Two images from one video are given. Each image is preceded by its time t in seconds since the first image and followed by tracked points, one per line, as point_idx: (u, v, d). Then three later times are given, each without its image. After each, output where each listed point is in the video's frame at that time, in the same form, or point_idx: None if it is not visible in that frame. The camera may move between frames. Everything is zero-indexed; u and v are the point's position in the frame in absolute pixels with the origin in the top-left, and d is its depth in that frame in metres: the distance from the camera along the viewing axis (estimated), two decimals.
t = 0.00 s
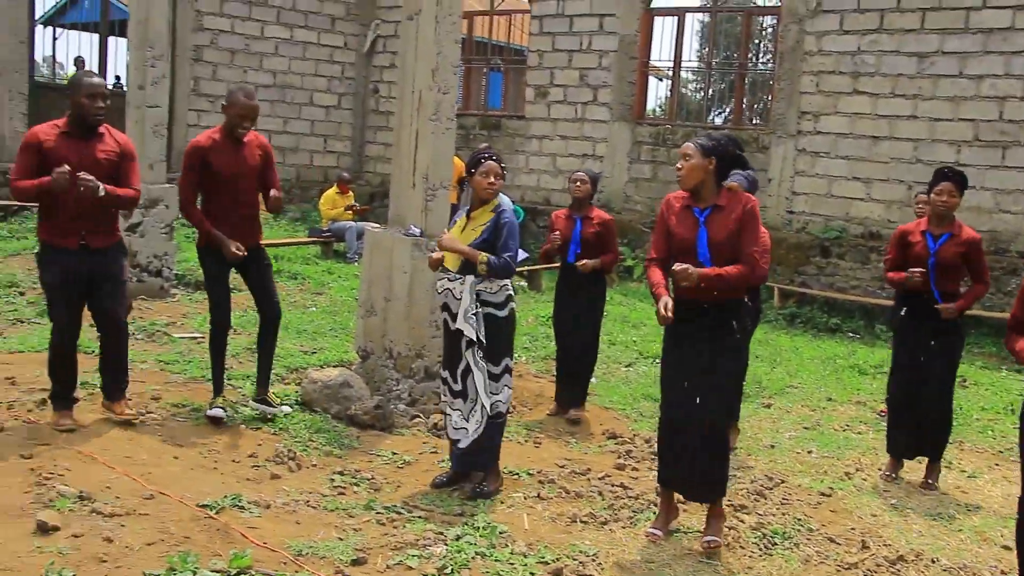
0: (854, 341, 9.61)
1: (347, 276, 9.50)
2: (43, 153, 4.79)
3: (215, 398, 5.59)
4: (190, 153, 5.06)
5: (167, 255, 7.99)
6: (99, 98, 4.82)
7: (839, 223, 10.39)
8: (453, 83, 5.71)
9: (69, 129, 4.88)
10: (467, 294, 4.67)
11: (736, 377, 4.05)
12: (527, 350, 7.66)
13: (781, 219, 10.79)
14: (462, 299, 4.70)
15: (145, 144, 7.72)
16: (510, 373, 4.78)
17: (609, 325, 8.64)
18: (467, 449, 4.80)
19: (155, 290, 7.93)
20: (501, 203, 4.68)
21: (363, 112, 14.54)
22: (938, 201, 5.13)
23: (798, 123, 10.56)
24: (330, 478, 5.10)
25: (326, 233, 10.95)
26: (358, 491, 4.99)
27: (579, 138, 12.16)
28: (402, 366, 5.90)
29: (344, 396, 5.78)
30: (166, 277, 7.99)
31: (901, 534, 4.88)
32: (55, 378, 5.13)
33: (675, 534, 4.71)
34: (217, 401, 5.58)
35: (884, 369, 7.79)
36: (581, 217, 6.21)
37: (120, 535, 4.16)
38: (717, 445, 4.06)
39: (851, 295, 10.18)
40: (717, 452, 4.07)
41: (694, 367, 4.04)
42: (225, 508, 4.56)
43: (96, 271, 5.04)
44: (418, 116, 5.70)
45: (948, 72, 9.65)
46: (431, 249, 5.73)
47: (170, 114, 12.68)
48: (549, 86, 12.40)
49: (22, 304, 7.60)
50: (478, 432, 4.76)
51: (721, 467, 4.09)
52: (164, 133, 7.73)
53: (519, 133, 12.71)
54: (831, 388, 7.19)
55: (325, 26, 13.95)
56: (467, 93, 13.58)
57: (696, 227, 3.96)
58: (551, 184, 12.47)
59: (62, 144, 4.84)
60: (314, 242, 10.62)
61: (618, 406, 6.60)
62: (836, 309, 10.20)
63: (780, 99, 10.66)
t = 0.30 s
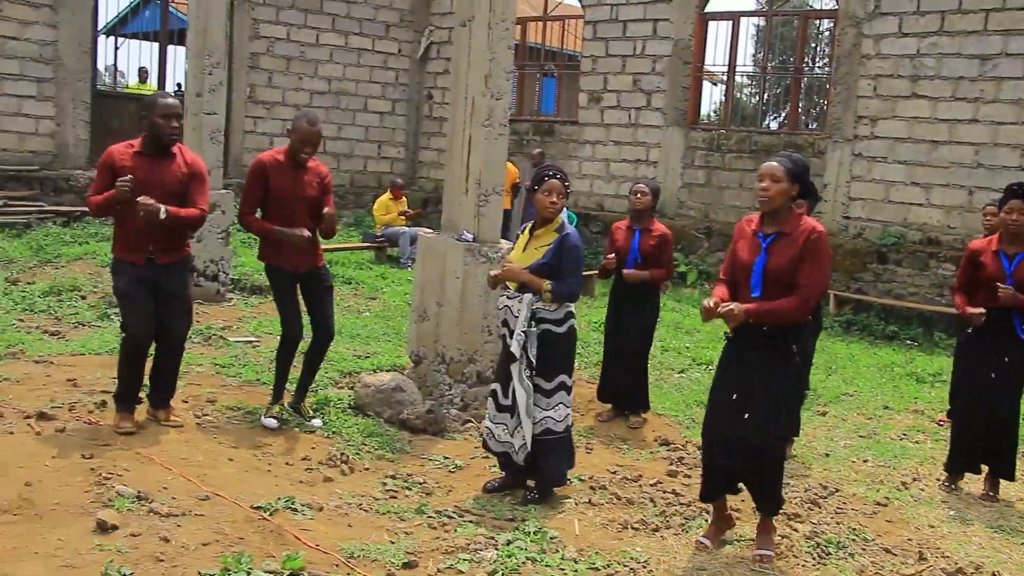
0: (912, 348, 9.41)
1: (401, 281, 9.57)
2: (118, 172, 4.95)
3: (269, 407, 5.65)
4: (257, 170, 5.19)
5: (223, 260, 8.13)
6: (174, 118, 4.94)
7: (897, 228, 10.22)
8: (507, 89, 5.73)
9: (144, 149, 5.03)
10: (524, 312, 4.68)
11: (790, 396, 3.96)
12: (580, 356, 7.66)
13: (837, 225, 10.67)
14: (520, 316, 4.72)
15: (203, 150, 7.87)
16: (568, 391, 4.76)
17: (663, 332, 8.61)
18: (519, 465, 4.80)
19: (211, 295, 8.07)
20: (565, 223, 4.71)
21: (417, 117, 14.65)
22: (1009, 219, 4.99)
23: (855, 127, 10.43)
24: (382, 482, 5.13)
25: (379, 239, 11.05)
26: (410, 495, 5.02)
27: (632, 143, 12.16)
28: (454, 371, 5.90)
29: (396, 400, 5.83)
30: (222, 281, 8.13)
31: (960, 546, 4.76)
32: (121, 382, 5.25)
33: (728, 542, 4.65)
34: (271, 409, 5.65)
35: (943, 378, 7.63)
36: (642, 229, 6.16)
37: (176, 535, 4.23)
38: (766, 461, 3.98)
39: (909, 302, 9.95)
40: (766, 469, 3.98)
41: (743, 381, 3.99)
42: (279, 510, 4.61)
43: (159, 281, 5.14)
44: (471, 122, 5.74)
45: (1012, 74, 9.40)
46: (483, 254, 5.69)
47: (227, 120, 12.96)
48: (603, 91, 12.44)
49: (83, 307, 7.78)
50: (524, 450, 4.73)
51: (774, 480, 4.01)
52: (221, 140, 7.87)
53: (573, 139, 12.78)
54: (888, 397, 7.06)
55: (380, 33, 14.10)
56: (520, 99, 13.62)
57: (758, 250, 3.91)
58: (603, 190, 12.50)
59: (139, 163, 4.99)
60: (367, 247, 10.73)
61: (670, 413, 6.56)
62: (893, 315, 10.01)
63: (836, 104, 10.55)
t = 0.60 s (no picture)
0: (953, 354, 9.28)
1: (438, 280, 9.62)
2: (173, 162, 5.02)
3: (306, 402, 5.70)
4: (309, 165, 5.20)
5: (263, 258, 8.22)
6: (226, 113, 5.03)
7: (939, 232, 10.08)
8: (547, 90, 5.74)
9: (199, 141, 5.11)
10: (568, 306, 4.62)
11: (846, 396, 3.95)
12: (617, 356, 7.64)
13: (879, 228, 10.56)
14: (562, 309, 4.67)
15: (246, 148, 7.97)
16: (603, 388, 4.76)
17: (701, 333, 8.56)
18: (566, 459, 4.74)
19: (251, 292, 8.17)
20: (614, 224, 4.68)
21: (456, 118, 14.70)
22: None
23: (899, 129, 10.31)
24: (417, 480, 5.15)
25: (418, 238, 11.11)
26: (445, 493, 5.04)
27: (672, 144, 12.13)
28: (491, 370, 5.90)
29: (433, 399, 5.85)
30: (261, 279, 8.22)
31: (1002, 554, 4.68)
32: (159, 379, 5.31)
33: (764, 545, 4.61)
34: (308, 405, 5.69)
35: (986, 384, 7.51)
36: (687, 227, 6.13)
37: (214, 528, 4.28)
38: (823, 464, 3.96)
39: (951, 307, 9.80)
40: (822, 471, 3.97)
41: (803, 383, 3.94)
42: (315, 506, 4.65)
43: (199, 274, 5.21)
44: (511, 122, 5.77)
45: None
46: (521, 255, 5.70)
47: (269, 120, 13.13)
48: (643, 93, 12.42)
49: (126, 302, 7.91)
50: (572, 440, 4.68)
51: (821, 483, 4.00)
52: (262, 139, 7.97)
53: (613, 140, 12.77)
54: (929, 402, 6.96)
55: (421, 33, 14.19)
56: (560, 100, 13.59)
57: (808, 242, 3.87)
58: (642, 191, 12.47)
59: (194, 155, 5.07)
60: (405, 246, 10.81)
61: (707, 415, 6.52)
62: (934, 321, 9.87)
63: (879, 105, 10.44)
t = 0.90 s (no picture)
0: (969, 354, 9.22)
1: (451, 279, 9.63)
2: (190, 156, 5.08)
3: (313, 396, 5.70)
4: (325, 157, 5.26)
5: (277, 256, 8.26)
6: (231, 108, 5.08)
7: (955, 232, 10.01)
8: (560, 88, 5.74)
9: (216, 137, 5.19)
10: (601, 311, 4.60)
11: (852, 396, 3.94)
12: (630, 356, 7.64)
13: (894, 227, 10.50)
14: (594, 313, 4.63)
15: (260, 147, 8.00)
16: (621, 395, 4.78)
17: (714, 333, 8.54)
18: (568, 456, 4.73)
19: (266, 290, 8.20)
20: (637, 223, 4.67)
21: (470, 117, 14.70)
22: None
23: (915, 128, 10.25)
24: (430, 478, 5.16)
25: (432, 236, 11.13)
26: (458, 491, 5.04)
27: (687, 143, 12.10)
28: (504, 369, 5.91)
29: (445, 397, 5.87)
30: (275, 277, 8.26)
31: (1017, 556, 4.65)
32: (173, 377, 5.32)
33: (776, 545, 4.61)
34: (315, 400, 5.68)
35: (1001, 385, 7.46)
36: (705, 229, 6.10)
37: (227, 525, 4.30)
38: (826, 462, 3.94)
39: (967, 307, 9.74)
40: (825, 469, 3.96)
41: (809, 383, 3.92)
42: (328, 503, 4.67)
43: (210, 271, 5.23)
44: (525, 120, 5.77)
45: None
46: (535, 254, 5.70)
47: (284, 119, 13.19)
48: (657, 91, 12.39)
49: (141, 300, 7.96)
50: (577, 442, 4.69)
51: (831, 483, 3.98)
52: (277, 137, 7.99)
53: (627, 139, 12.76)
54: (944, 403, 6.93)
55: (435, 32, 14.20)
56: (574, 98, 13.60)
57: (832, 242, 3.81)
58: (657, 190, 12.45)
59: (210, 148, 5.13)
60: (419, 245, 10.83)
61: (719, 414, 6.51)
62: (950, 321, 9.80)
63: (895, 104, 10.38)
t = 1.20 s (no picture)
0: (989, 360, 9.15)
1: (468, 283, 9.64)
2: (205, 173, 5.06)
3: (338, 404, 5.74)
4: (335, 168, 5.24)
5: (294, 260, 8.28)
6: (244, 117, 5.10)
7: (975, 236, 9.94)
8: (578, 93, 5.74)
9: (221, 148, 5.16)
10: (626, 318, 4.58)
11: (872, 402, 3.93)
12: (648, 361, 7.63)
13: (913, 232, 10.44)
14: (617, 318, 4.59)
15: (278, 152, 8.03)
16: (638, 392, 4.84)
17: (732, 338, 8.51)
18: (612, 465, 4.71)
19: (283, 294, 8.23)
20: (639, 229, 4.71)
21: (487, 121, 14.70)
22: None
23: (934, 132, 10.19)
24: (448, 483, 5.17)
25: (448, 241, 11.14)
26: (475, 496, 5.04)
27: (704, 147, 12.07)
28: (521, 374, 5.91)
29: (463, 402, 5.87)
30: (293, 281, 8.29)
31: None
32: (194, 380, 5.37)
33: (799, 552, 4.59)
34: (341, 407, 5.73)
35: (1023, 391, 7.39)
36: (717, 233, 6.11)
37: (246, 529, 4.32)
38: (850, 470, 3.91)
39: (987, 312, 9.66)
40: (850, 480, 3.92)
41: (823, 393, 3.89)
42: (347, 508, 4.68)
43: (237, 281, 5.28)
44: (543, 125, 5.77)
45: None
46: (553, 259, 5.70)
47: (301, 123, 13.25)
48: (674, 95, 12.37)
49: (160, 304, 8.00)
50: (620, 449, 4.66)
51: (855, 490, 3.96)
52: (294, 141, 8.02)
53: (644, 143, 12.73)
54: (965, 409, 6.88)
55: (452, 36, 14.21)
56: (591, 103, 13.56)
57: (849, 256, 3.79)
58: (674, 195, 12.42)
59: (217, 161, 5.12)
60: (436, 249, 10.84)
61: (737, 420, 6.49)
62: (971, 326, 9.72)
63: (914, 108, 10.32)
